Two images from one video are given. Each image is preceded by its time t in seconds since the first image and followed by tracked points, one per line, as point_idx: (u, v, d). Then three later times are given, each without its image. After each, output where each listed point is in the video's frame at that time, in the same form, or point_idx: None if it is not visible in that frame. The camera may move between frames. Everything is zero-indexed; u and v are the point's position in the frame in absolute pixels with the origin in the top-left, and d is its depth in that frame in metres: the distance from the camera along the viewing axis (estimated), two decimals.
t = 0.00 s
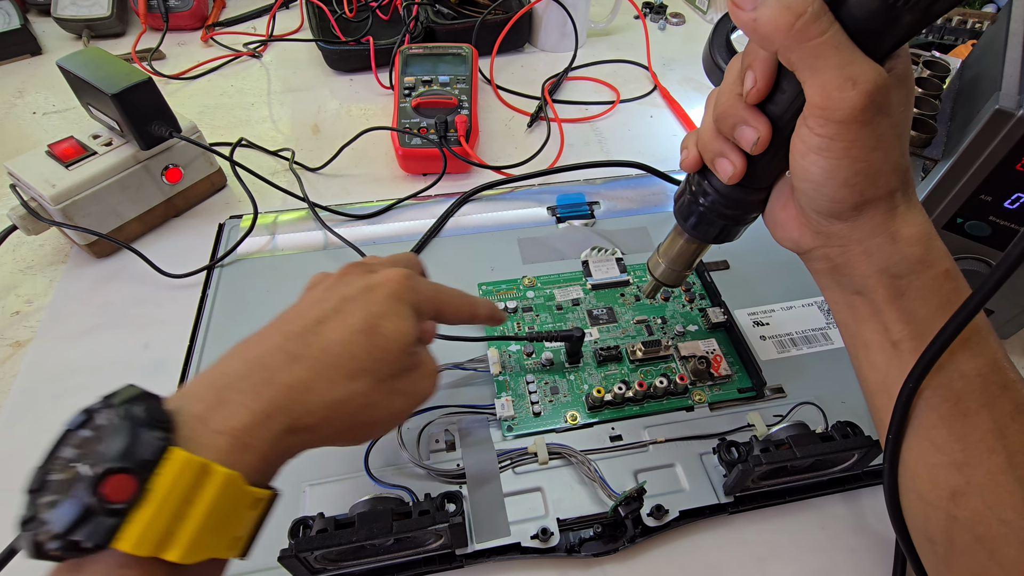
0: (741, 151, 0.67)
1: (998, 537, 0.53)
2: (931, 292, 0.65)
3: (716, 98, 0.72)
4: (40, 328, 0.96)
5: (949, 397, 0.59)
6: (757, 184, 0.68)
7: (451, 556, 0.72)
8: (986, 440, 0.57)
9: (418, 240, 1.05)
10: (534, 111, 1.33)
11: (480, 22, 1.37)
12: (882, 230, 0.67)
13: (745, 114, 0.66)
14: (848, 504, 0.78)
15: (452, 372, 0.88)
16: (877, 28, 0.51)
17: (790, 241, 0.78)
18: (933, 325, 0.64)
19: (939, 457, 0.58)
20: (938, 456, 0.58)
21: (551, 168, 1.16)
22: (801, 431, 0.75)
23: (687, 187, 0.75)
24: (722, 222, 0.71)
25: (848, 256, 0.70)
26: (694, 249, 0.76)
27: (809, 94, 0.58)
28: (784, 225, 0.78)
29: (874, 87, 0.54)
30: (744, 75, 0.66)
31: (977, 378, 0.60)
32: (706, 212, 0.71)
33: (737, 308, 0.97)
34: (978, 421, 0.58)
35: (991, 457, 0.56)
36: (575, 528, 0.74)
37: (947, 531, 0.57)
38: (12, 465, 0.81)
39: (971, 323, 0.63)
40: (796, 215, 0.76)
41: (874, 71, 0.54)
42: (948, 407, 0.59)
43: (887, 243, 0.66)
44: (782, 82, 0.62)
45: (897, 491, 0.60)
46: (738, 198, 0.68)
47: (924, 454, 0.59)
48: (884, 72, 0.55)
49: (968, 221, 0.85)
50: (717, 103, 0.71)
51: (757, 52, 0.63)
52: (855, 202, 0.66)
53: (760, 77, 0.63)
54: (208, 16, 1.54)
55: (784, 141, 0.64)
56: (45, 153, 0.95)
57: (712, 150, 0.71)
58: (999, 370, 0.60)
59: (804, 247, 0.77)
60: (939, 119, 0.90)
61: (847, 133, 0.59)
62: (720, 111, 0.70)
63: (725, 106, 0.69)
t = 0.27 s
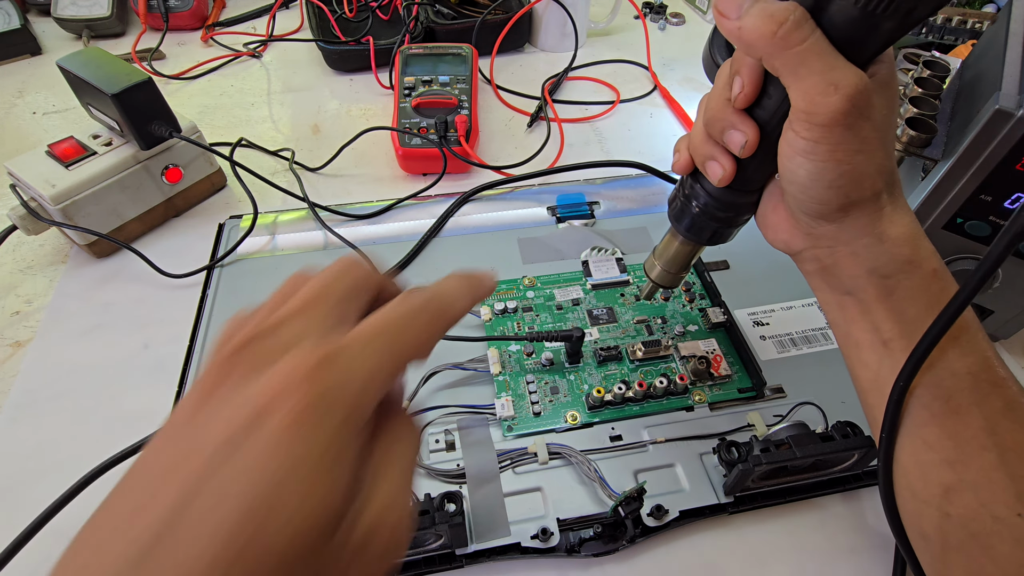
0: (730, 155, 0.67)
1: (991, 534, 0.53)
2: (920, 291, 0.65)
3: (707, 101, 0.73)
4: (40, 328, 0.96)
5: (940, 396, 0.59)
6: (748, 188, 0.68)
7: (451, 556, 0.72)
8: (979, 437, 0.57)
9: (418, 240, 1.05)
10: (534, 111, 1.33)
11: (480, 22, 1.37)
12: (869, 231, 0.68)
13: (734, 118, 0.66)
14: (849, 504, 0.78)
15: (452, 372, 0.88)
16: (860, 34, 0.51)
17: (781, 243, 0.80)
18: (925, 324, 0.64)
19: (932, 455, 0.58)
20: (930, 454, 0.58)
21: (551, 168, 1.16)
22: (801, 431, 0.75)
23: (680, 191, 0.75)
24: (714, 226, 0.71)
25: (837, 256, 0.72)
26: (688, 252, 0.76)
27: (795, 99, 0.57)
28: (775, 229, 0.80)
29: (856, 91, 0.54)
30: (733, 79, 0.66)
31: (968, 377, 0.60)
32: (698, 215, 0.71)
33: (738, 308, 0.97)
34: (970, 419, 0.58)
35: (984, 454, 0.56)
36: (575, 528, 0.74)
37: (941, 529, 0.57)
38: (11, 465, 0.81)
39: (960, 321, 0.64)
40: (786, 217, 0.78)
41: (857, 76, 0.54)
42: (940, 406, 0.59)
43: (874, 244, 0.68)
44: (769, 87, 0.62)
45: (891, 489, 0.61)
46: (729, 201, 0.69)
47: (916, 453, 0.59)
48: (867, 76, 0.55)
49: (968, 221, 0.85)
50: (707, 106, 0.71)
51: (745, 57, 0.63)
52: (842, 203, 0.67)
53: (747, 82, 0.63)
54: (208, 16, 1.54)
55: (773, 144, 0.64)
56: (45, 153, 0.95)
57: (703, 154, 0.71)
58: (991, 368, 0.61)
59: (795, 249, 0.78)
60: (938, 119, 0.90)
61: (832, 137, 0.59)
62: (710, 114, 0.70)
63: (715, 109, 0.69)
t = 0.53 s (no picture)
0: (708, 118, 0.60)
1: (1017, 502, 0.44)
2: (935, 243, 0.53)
3: (687, 63, 0.65)
4: (40, 328, 0.96)
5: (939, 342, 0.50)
6: (728, 155, 0.61)
7: (451, 556, 0.72)
8: (994, 390, 0.46)
9: (418, 240, 1.05)
10: (534, 111, 1.33)
11: (480, 22, 1.37)
12: (875, 177, 0.56)
13: (710, 78, 0.58)
14: (849, 504, 0.78)
15: (452, 372, 0.88)
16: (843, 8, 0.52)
17: (783, 208, 0.69)
18: (937, 277, 0.52)
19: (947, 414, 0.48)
20: (949, 416, 0.48)
21: (551, 168, 1.16)
22: (801, 431, 0.75)
23: (664, 161, 0.68)
24: (700, 197, 0.64)
25: (837, 211, 0.60)
26: (682, 226, 0.69)
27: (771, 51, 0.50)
28: (773, 189, 0.70)
29: (837, 38, 0.47)
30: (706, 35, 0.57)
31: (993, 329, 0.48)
32: (683, 186, 0.64)
33: (738, 308, 0.97)
34: (985, 369, 0.47)
35: (999, 409, 0.46)
36: (575, 528, 0.74)
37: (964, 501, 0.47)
38: (11, 465, 0.81)
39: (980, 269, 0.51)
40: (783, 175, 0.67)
41: (836, 22, 0.47)
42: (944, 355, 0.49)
43: (879, 195, 0.55)
44: (743, 45, 0.54)
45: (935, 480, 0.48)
46: (710, 171, 0.62)
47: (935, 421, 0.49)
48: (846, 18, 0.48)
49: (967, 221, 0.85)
50: (688, 68, 0.64)
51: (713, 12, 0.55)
52: (841, 154, 0.55)
53: (719, 42, 0.56)
54: (208, 16, 1.54)
55: (751, 107, 0.57)
56: (45, 153, 0.95)
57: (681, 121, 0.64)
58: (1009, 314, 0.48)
59: (795, 210, 0.68)
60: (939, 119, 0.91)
61: (818, 85, 0.50)
62: (689, 78, 0.63)
63: (692, 71, 0.62)
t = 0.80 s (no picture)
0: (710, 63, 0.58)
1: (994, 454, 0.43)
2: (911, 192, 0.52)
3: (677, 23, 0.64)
4: (40, 328, 0.96)
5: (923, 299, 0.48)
6: (731, 94, 0.58)
7: (451, 556, 0.72)
8: (974, 343, 0.45)
9: (418, 240, 1.05)
10: (534, 111, 1.33)
11: (480, 22, 1.37)
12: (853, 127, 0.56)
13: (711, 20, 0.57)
14: (849, 505, 0.78)
15: (452, 372, 0.88)
16: None
17: (766, 158, 0.67)
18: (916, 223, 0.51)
19: (924, 370, 0.48)
20: (925, 369, 0.48)
21: (551, 167, 1.16)
22: (801, 431, 0.75)
23: (662, 120, 0.64)
24: (704, 147, 0.61)
25: (819, 162, 0.59)
26: (679, 185, 0.65)
27: None
28: (759, 144, 0.67)
29: None
30: None
31: (958, 273, 0.47)
32: (686, 137, 0.61)
33: (738, 308, 0.97)
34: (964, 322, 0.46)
35: (978, 363, 0.45)
36: (575, 528, 0.74)
37: (941, 449, 0.47)
38: (11, 466, 0.81)
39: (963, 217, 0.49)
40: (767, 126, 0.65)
41: None
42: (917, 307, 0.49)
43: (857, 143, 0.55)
44: None
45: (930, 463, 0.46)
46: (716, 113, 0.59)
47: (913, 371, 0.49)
48: None
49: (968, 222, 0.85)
50: (678, 24, 0.63)
51: None
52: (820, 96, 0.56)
53: None
54: (208, 16, 1.54)
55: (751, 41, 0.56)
56: (45, 153, 0.95)
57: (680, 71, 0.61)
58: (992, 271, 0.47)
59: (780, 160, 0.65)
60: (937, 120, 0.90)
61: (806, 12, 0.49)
62: (683, 29, 0.61)
63: (688, 21, 0.60)
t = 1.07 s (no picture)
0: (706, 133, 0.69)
1: (966, 479, 0.54)
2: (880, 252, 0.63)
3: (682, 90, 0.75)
4: (40, 328, 0.96)
5: (901, 346, 0.60)
6: (724, 162, 0.70)
7: (451, 556, 0.72)
8: (946, 388, 0.57)
9: (418, 240, 1.05)
10: (534, 111, 1.33)
11: (480, 22, 1.37)
12: (823, 196, 0.67)
13: (704, 97, 0.69)
14: (848, 505, 0.78)
15: (452, 372, 0.88)
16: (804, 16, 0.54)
17: (751, 215, 0.78)
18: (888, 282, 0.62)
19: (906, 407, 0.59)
20: (908, 407, 0.59)
21: (551, 168, 1.16)
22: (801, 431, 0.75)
23: (665, 176, 0.77)
24: (700, 203, 0.73)
25: (798, 224, 0.70)
26: (679, 232, 0.78)
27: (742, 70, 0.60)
28: (742, 201, 0.78)
29: (797, 63, 0.55)
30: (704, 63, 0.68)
31: (930, 328, 0.59)
32: (684, 194, 0.73)
33: (738, 308, 0.97)
34: (935, 369, 0.58)
35: (951, 404, 0.56)
36: (575, 528, 0.74)
37: (923, 477, 0.58)
38: (11, 465, 0.81)
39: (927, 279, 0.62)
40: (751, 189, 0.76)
41: (798, 48, 0.55)
42: (899, 355, 0.60)
43: (829, 209, 0.66)
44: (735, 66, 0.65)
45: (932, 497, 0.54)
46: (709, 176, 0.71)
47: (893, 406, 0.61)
48: (811, 49, 0.56)
49: (969, 221, 0.83)
50: (682, 93, 0.74)
51: (709, 40, 0.65)
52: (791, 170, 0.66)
53: (714, 62, 0.66)
54: (208, 16, 1.54)
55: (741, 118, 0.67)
56: (45, 153, 0.95)
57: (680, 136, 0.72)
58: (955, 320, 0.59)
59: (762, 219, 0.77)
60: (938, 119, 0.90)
61: (778, 106, 0.60)
62: (684, 100, 0.73)
63: (688, 95, 0.72)
